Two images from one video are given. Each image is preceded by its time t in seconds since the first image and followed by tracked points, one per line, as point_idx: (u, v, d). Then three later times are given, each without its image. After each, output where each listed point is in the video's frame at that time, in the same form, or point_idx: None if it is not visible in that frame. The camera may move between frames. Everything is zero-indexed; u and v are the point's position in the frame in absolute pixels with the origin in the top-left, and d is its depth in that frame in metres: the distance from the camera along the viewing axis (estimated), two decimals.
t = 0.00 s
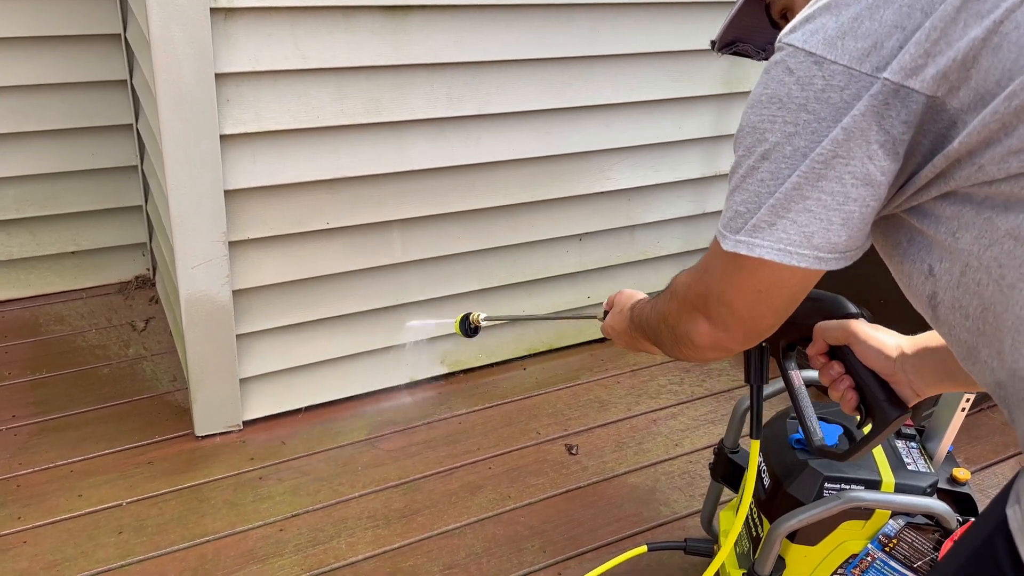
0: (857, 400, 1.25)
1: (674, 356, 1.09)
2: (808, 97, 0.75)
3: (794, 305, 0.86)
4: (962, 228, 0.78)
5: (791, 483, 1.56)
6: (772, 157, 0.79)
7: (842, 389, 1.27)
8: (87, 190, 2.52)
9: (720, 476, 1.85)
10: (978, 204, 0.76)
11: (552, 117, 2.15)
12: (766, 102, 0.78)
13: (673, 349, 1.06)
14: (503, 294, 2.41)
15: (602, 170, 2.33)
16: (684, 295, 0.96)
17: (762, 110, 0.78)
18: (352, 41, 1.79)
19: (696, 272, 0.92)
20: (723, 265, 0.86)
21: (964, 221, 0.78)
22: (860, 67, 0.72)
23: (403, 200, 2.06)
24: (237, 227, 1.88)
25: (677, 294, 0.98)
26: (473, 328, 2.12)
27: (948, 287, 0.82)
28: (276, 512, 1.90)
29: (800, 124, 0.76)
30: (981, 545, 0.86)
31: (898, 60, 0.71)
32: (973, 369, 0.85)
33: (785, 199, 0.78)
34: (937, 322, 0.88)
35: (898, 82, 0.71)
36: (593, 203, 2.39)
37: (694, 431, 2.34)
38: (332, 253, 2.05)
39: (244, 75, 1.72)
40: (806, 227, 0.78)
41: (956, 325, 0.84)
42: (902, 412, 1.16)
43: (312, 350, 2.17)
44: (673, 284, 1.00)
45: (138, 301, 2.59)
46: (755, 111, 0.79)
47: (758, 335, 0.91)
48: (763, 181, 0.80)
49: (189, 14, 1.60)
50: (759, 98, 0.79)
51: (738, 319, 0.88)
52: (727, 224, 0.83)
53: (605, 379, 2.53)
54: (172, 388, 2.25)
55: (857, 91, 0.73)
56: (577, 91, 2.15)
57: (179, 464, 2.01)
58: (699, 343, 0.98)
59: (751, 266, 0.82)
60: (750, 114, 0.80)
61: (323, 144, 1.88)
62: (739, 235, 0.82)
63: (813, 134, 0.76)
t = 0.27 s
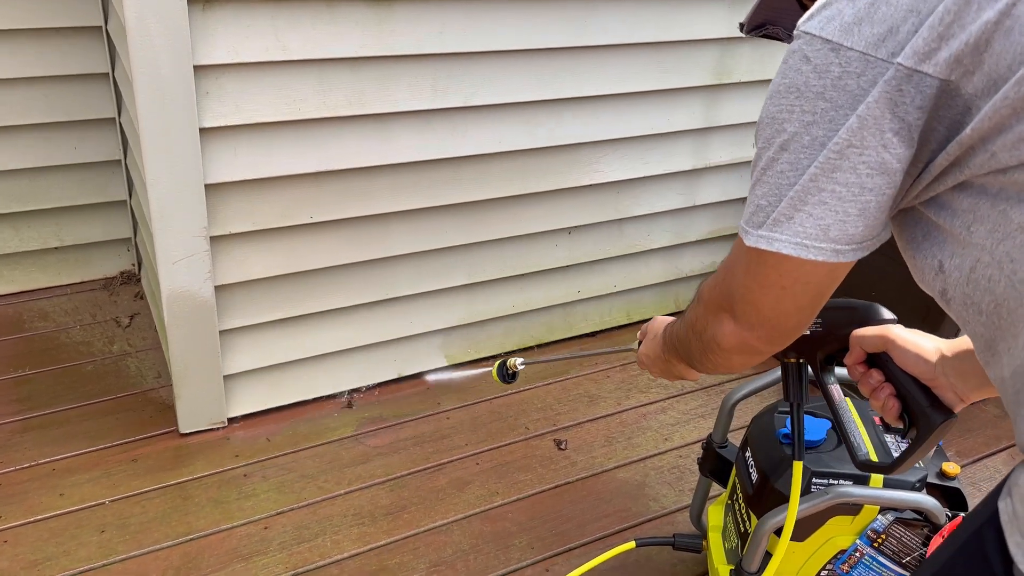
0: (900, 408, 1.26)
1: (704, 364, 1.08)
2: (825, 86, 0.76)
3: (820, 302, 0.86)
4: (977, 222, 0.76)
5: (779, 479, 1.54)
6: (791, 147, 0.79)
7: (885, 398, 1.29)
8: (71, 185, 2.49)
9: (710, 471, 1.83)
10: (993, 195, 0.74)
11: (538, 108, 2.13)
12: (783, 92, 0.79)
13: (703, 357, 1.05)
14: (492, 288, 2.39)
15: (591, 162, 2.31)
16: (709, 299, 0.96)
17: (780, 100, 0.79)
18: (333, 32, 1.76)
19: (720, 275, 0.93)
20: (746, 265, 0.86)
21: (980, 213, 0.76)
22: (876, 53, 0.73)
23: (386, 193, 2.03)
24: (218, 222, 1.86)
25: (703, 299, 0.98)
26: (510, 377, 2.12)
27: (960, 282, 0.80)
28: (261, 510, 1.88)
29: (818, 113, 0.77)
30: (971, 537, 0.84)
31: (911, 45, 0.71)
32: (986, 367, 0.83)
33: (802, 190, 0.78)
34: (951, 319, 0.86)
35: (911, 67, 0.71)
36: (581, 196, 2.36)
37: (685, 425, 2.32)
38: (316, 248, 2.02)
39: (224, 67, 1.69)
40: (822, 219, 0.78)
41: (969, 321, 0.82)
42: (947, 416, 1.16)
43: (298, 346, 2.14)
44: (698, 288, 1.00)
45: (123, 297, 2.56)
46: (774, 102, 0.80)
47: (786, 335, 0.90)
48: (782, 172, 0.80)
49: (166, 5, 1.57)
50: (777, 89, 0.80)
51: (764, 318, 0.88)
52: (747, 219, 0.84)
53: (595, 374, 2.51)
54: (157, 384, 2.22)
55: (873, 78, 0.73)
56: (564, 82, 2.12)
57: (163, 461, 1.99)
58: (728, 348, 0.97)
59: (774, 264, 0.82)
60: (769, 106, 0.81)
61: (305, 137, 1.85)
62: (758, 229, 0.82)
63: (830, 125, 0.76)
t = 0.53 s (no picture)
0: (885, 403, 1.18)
1: (691, 349, 1.09)
2: (829, 88, 0.76)
3: (810, 304, 0.88)
4: (986, 229, 0.76)
5: (763, 482, 1.52)
6: (792, 148, 0.80)
7: (870, 391, 1.20)
8: (54, 184, 2.47)
9: (697, 473, 1.81)
10: (1001, 203, 0.74)
11: (523, 105, 2.09)
12: (788, 93, 0.80)
13: (692, 342, 1.07)
14: (479, 286, 2.36)
15: (578, 159, 2.28)
16: (705, 287, 0.97)
17: (784, 100, 0.80)
18: (312, 28, 1.73)
19: (718, 265, 0.94)
20: (743, 258, 0.87)
21: (988, 220, 0.75)
22: (882, 55, 0.73)
23: (368, 192, 2.00)
24: (197, 221, 1.83)
25: (699, 287, 0.99)
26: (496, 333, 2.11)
27: (972, 291, 0.80)
28: (243, 513, 1.86)
29: (821, 115, 0.77)
30: (976, 560, 0.81)
31: (917, 47, 0.72)
32: (1000, 378, 0.82)
33: (802, 191, 0.79)
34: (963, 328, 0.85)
35: (916, 70, 0.72)
36: (568, 193, 2.33)
37: (675, 425, 2.30)
38: (297, 247, 2.00)
39: (200, 64, 1.66)
40: (821, 221, 0.78)
41: (980, 331, 0.82)
42: (933, 414, 1.09)
43: (281, 346, 2.12)
44: (694, 278, 1.02)
45: (107, 297, 2.54)
46: (778, 102, 0.81)
47: (776, 331, 0.92)
48: (785, 173, 0.81)
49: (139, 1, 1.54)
50: (782, 89, 0.81)
51: (758, 312, 0.89)
52: (748, 218, 0.85)
53: (585, 373, 2.49)
54: (140, 386, 2.20)
55: (878, 80, 0.74)
56: (549, 79, 2.08)
57: (144, 464, 1.96)
58: (717, 336, 0.99)
59: (769, 260, 0.83)
60: (774, 105, 0.82)
61: (284, 135, 1.82)
62: (757, 227, 0.84)
63: (832, 127, 0.77)
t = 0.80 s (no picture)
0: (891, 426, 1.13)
1: (689, 370, 1.03)
2: (812, 91, 0.70)
3: (805, 318, 0.81)
4: (971, 240, 0.70)
5: (751, 493, 1.49)
6: (776, 154, 0.74)
7: (875, 414, 1.16)
8: (39, 185, 2.45)
9: (685, 481, 1.78)
10: (988, 214, 0.68)
11: (512, 107, 2.07)
12: (770, 96, 0.73)
13: (688, 363, 1.01)
14: (468, 289, 2.33)
15: (568, 161, 2.25)
16: (694, 304, 0.91)
17: (768, 105, 0.74)
18: (294, 30, 1.70)
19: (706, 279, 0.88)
20: (729, 272, 0.81)
21: (973, 231, 0.69)
22: (865, 56, 0.67)
23: (354, 195, 1.98)
24: (179, 226, 1.81)
25: (689, 304, 0.93)
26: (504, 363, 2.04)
27: (954, 304, 0.74)
28: (226, 521, 1.84)
29: (805, 119, 0.71)
30: None
31: (900, 49, 0.65)
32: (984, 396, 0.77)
33: (786, 201, 0.73)
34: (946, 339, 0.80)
35: (899, 73, 0.65)
36: (558, 196, 2.31)
37: (666, 431, 2.27)
38: (282, 251, 1.97)
39: (179, 67, 1.64)
40: (805, 232, 0.72)
41: (964, 345, 0.76)
42: (939, 435, 1.03)
43: (267, 351, 2.10)
44: (686, 293, 0.95)
45: (94, 300, 2.52)
46: (761, 106, 0.75)
47: (771, 348, 0.85)
48: (768, 181, 0.75)
49: (116, 4, 1.51)
50: (766, 93, 0.74)
51: (747, 327, 0.83)
52: (733, 229, 0.79)
53: (575, 377, 2.46)
54: (125, 390, 2.18)
55: (862, 83, 0.67)
56: (538, 80, 2.06)
57: (127, 470, 1.94)
58: (711, 356, 0.92)
59: (755, 273, 0.77)
60: (757, 109, 0.76)
61: (267, 139, 1.80)
62: (742, 239, 0.78)
63: (816, 132, 0.70)
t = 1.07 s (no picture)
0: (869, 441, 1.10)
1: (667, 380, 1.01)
2: (784, 113, 0.68)
3: (779, 336, 0.78)
4: (946, 265, 0.67)
5: (737, 505, 1.47)
6: (748, 176, 0.72)
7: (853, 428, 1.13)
8: (31, 189, 2.44)
9: (674, 491, 1.76)
10: (961, 239, 0.65)
11: (503, 110, 2.05)
12: (744, 118, 0.71)
13: (666, 373, 0.99)
14: (460, 294, 2.32)
15: (561, 165, 2.23)
16: (672, 315, 0.89)
17: (741, 126, 0.71)
18: (280, 35, 1.69)
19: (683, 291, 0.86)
20: (703, 286, 0.79)
21: (948, 257, 0.67)
22: (836, 81, 0.65)
23: (343, 200, 1.96)
24: (166, 231, 1.80)
25: (667, 314, 0.91)
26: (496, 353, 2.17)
27: (931, 330, 0.72)
28: (213, 529, 1.82)
29: (776, 142, 0.69)
30: None
31: (869, 74, 0.63)
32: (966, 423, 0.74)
33: (756, 222, 0.71)
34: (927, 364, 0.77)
35: (868, 99, 0.63)
36: (551, 199, 2.29)
37: (659, 437, 2.25)
38: (270, 257, 1.96)
39: (164, 72, 1.62)
40: (774, 254, 0.70)
41: (942, 371, 0.73)
42: (916, 453, 1.01)
43: (256, 356, 2.09)
44: (666, 302, 0.92)
45: (87, 304, 2.51)
46: (736, 127, 0.73)
47: (745, 364, 0.83)
48: (740, 202, 0.73)
49: (97, 9, 1.50)
50: (741, 114, 0.72)
51: (721, 342, 0.81)
52: (707, 247, 0.77)
53: (568, 382, 2.45)
54: (115, 396, 2.17)
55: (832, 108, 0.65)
56: (529, 84, 2.04)
57: (115, 477, 1.93)
58: (688, 367, 0.90)
59: (726, 291, 0.75)
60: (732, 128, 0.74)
61: (254, 144, 1.78)
62: (715, 257, 0.76)
63: (787, 154, 0.68)
